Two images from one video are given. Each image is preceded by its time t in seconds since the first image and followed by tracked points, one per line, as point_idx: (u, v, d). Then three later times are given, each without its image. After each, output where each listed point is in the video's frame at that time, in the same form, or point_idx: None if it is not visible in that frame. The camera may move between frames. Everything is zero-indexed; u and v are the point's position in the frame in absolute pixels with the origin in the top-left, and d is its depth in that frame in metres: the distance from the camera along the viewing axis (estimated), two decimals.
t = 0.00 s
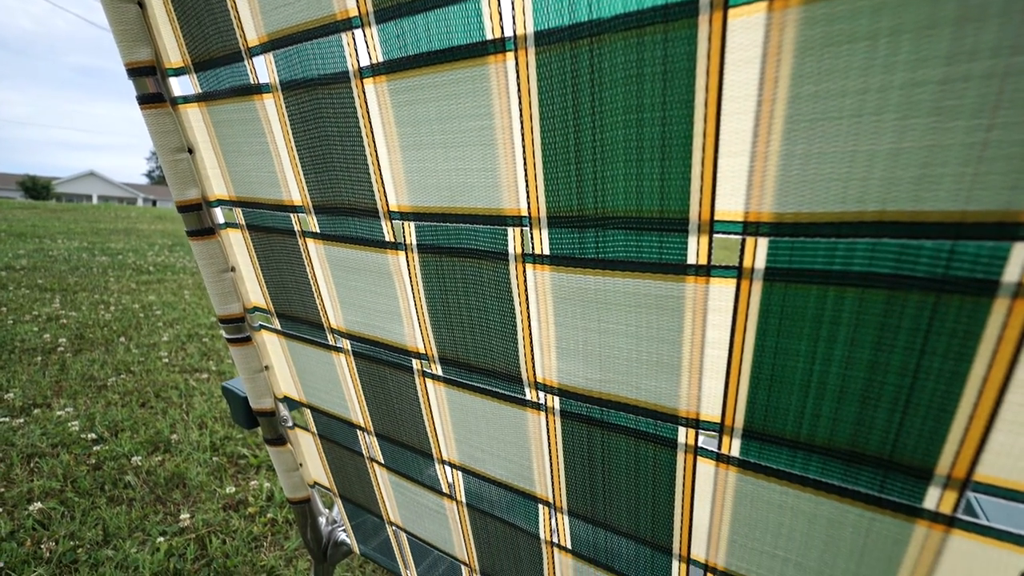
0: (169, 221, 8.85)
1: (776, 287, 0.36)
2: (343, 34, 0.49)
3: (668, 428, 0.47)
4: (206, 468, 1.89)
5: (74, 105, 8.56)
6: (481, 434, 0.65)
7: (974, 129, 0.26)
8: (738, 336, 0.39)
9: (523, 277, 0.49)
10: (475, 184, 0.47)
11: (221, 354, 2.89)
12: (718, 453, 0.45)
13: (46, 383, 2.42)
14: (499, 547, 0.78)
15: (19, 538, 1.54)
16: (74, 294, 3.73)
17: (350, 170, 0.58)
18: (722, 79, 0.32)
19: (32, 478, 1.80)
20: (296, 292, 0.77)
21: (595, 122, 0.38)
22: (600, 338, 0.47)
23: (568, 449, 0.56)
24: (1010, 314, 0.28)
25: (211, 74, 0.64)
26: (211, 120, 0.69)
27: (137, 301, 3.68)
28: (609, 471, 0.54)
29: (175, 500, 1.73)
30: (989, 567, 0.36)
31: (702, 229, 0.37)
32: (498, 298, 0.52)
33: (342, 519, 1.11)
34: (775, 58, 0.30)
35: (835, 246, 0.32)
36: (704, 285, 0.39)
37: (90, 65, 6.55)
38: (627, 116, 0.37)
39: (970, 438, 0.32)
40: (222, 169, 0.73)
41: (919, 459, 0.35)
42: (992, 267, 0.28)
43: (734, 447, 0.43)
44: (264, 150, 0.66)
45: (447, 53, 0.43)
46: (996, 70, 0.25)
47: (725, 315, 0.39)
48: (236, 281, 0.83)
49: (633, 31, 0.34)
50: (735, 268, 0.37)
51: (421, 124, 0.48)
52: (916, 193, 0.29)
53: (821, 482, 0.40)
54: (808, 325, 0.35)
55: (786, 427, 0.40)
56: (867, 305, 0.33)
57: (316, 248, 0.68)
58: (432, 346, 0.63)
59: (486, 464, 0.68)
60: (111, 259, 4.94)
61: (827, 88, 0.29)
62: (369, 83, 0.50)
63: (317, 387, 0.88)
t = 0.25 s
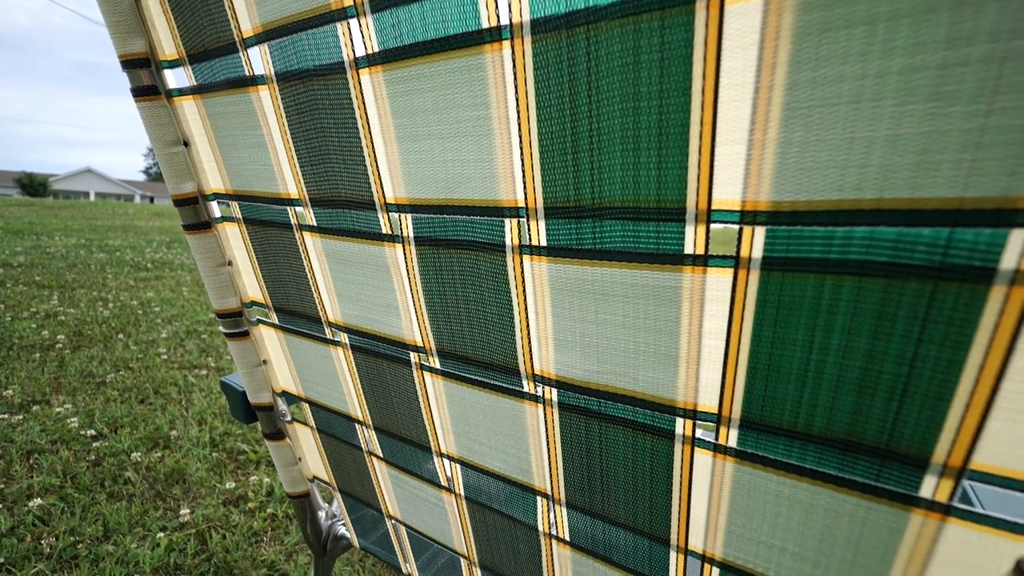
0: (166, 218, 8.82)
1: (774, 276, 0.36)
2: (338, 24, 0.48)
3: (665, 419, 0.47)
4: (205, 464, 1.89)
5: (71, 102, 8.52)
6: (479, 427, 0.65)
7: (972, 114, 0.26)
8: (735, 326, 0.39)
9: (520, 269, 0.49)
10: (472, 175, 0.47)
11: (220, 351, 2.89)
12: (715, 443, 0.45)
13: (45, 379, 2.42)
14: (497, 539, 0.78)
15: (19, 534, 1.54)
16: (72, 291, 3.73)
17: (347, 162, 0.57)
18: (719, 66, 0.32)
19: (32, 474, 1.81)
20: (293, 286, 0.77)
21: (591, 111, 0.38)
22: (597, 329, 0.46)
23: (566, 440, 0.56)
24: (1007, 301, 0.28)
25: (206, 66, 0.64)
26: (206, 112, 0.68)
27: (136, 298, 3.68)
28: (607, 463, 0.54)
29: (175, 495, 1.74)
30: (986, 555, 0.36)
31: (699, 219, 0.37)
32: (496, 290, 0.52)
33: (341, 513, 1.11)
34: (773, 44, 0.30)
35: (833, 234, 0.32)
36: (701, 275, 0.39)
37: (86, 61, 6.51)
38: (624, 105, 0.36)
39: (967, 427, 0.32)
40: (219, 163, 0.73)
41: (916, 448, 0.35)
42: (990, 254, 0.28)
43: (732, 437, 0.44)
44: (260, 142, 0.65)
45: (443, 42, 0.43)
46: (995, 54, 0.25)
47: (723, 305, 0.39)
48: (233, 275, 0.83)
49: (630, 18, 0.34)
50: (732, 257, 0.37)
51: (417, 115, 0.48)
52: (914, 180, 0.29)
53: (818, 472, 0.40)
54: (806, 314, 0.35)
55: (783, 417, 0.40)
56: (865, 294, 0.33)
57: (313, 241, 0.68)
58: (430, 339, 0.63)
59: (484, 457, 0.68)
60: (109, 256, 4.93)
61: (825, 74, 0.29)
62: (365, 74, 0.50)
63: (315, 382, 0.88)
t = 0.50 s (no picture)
0: (167, 210, 8.81)
1: (777, 258, 0.35)
2: (337, 6, 0.48)
3: (667, 404, 0.47)
4: (209, 454, 1.90)
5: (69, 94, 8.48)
6: (480, 414, 0.66)
7: (980, 90, 0.26)
8: (737, 309, 0.39)
9: (521, 254, 0.48)
10: (473, 159, 0.47)
11: (222, 343, 2.89)
12: (717, 428, 0.45)
13: (48, 372, 2.43)
14: (499, 526, 0.78)
15: (25, 523, 1.55)
16: (74, 284, 3.73)
17: (346, 148, 0.57)
18: (723, 44, 0.32)
19: (36, 464, 1.82)
20: (294, 274, 0.77)
21: (593, 92, 0.37)
22: (599, 315, 0.46)
23: (567, 426, 0.56)
24: (1012, 280, 0.28)
25: (204, 52, 0.63)
26: (205, 99, 0.68)
27: (137, 290, 3.68)
28: (608, 449, 0.54)
29: (179, 485, 1.75)
30: (987, 536, 0.36)
31: (702, 201, 0.36)
32: (497, 276, 0.52)
33: (344, 502, 1.12)
34: (778, 21, 0.30)
35: (837, 214, 0.32)
36: (704, 258, 0.38)
37: (83, 52, 6.46)
38: (626, 85, 0.36)
39: (970, 408, 0.32)
40: (218, 150, 0.72)
41: (919, 430, 0.35)
42: (996, 233, 0.28)
43: (733, 421, 0.44)
44: (259, 129, 0.65)
45: (442, 24, 0.42)
46: (1004, 28, 0.25)
47: (725, 288, 0.38)
48: (234, 264, 0.82)
49: None
50: (735, 240, 0.36)
51: (417, 99, 0.48)
52: (920, 159, 0.28)
53: (820, 455, 0.40)
54: (809, 296, 0.35)
55: (785, 400, 0.40)
56: (869, 275, 0.32)
57: (314, 229, 0.68)
58: (431, 326, 0.63)
59: (486, 444, 0.68)
60: (110, 249, 4.93)
61: (831, 51, 0.29)
62: (364, 58, 0.49)
63: (316, 370, 0.88)
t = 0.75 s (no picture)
0: (164, 206, 8.77)
1: (776, 246, 0.35)
2: None
3: (666, 394, 0.47)
4: (208, 448, 1.91)
5: (64, 88, 8.42)
6: (479, 405, 0.66)
7: (980, 75, 0.26)
8: (736, 298, 0.39)
9: (520, 245, 0.48)
10: (471, 149, 0.46)
11: (221, 338, 2.89)
12: (716, 417, 0.45)
13: (47, 367, 2.43)
14: (498, 517, 0.79)
15: (25, 517, 1.56)
16: (72, 279, 3.72)
17: (344, 138, 0.56)
18: (722, 29, 0.31)
19: (36, 459, 1.82)
20: (292, 267, 0.77)
21: (592, 80, 0.37)
22: (597, 305, 0.46)
23: (566, 417, 0.57)
24: (1012, 267, 0.28)
25: (200, 42, 0.63)
26: (201, 91, 0.67)
27: (135, 286, 3.67)
28: (607, 439, 0.54)
29: (179, 480, 1.75)
30: (983, 523, 0.36)
31: (701, 189, 0.36)
32: (496, 267, 0.52)
33: (343, 494, 1.12)
34: (778, 6, 0.30)
35: (837, 201, 0.32)
36: (703, 247, 0.38)
37: (79, 46, 6.41)
38: (625, 72, 0.36)
39: (968, 396, 0.32)
40: (215, 142, 0.71)
41: (917, 418, 0.35)
42: (996, 219, 0.28)
43: (732, 410, 0.44)
44: (256, 120, 0.64)
45: (440, 11, 0.42)
46: (1007, 10, 0.24)
47: (724, 277, 0.38)
48: (232, 257, 0.82)
49: None
50: (734, 228, 0.36)
51: (415, 88, 0.47)
52: (921, 145, 0.28)
53: (819, 443, 0.40)
54: (808, 285, 0.35)
55: (784, 388, 0.40)
56: (869, 263, 0.32)
57: (311, 221, 0.68)
58: (430, 318, 0.63)
59: (485, 435, 0.68)
60: (108, 244, 4.91)
61: (832, 35, 0.28)
62: (361, 46, 0.49)
63: (315, 363, 0.88)
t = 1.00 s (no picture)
0: (161, 200, 8.74)
1: (774, 232, 0.35)
2: None
3: (664, 382, 0.47)
4: (207, 442, 1.91)
5: (59, 81, 8.36)
6: (477, 395, 0.66)
7: (982, 54, 0.25)
8: (734, 284, 0.39)
9: (518, 232, 0.48)
10: (468, 136, 0.46)
11: (219, 332, 2.89)
12: (713, 405, 0.45)
13: (44, 361, 2.43)
14: (497, 507, 0.79)
15: (24, 510, 1.56)
16: (69, 274, 3.71)
17: (340, 126, 0.56)
18: (722, 11, 0.31)
19: (35, 452, 1.82)
20: (289, 258, 0.76)
21: (591, 64, 0.37)
22: (595, 293, 0.46)
23: (564, 406, 0.56)
24: (1011, 251, 0.28)
25: (194, 29, 0.62)
26: (195, 79, 0.66)
27: (133, 280, 3.66)
28: (605, 428, 0.54)
29: (178, 473, 1.75)
30: (979, 508, 0.36)
31: (699, 174, 0.36)
32: (493, 255, 0.51)
33: (342, 486, 1.12)
34: None
35: (836, 185, 0.31)
36: (701, 234, 0.38)
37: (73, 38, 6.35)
38: (623, 56, 0.35)
39: (965, 381, 0.32)
40: (210, 131, 0.70)
41: (914, 404, 0.35)
42: (995, 202, 0.27)
43: (730, 398, 0.44)
44: (251, 109, 0.64)
45: None
46: None
47: (723, 264, 0.38)
48: (228, 248, 0.82)
49: None
50: (733, 214, 0.36)
51: (411, 74, 0.47)
52: (921, 127, 0.28)
53: (817, 430, 0.40)
54: (807, 270, 0.35)
55: (782, 375, 0.40)
56: (867, 248, 0.32)
57: (308, 210, 0.67)
58: (428, 308, 0.62)
59: (483, 425, 0.68)
60: (105, 239, 4.89)
61: (832, 16, 0.28)
62: (356, 32, 0.48)
63: (313, 354, 0.88)
